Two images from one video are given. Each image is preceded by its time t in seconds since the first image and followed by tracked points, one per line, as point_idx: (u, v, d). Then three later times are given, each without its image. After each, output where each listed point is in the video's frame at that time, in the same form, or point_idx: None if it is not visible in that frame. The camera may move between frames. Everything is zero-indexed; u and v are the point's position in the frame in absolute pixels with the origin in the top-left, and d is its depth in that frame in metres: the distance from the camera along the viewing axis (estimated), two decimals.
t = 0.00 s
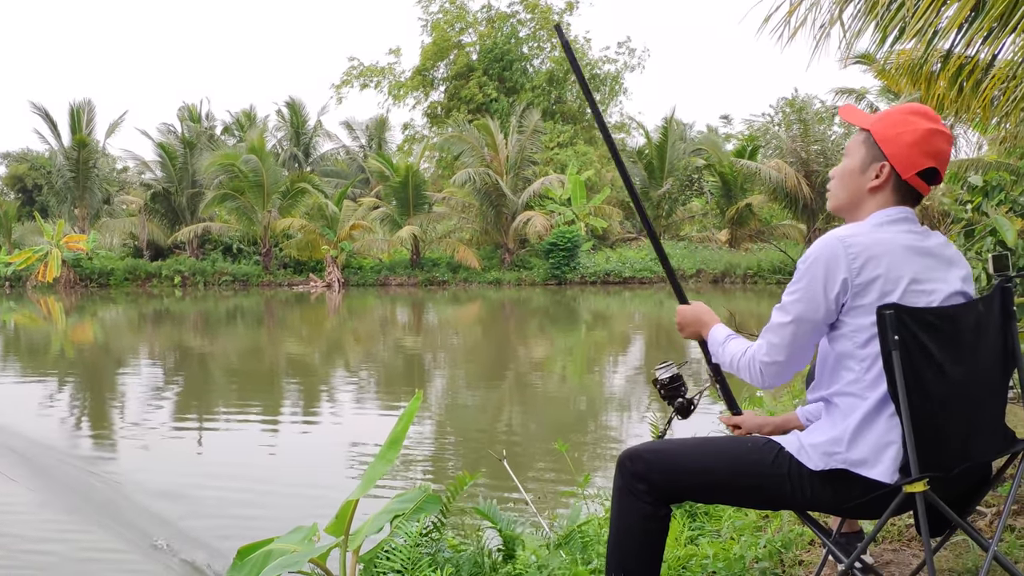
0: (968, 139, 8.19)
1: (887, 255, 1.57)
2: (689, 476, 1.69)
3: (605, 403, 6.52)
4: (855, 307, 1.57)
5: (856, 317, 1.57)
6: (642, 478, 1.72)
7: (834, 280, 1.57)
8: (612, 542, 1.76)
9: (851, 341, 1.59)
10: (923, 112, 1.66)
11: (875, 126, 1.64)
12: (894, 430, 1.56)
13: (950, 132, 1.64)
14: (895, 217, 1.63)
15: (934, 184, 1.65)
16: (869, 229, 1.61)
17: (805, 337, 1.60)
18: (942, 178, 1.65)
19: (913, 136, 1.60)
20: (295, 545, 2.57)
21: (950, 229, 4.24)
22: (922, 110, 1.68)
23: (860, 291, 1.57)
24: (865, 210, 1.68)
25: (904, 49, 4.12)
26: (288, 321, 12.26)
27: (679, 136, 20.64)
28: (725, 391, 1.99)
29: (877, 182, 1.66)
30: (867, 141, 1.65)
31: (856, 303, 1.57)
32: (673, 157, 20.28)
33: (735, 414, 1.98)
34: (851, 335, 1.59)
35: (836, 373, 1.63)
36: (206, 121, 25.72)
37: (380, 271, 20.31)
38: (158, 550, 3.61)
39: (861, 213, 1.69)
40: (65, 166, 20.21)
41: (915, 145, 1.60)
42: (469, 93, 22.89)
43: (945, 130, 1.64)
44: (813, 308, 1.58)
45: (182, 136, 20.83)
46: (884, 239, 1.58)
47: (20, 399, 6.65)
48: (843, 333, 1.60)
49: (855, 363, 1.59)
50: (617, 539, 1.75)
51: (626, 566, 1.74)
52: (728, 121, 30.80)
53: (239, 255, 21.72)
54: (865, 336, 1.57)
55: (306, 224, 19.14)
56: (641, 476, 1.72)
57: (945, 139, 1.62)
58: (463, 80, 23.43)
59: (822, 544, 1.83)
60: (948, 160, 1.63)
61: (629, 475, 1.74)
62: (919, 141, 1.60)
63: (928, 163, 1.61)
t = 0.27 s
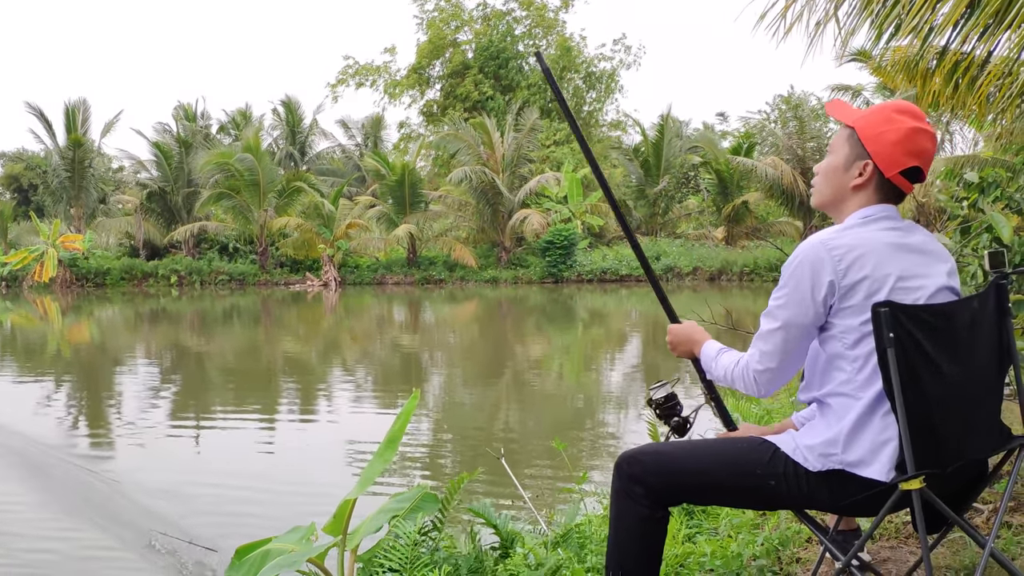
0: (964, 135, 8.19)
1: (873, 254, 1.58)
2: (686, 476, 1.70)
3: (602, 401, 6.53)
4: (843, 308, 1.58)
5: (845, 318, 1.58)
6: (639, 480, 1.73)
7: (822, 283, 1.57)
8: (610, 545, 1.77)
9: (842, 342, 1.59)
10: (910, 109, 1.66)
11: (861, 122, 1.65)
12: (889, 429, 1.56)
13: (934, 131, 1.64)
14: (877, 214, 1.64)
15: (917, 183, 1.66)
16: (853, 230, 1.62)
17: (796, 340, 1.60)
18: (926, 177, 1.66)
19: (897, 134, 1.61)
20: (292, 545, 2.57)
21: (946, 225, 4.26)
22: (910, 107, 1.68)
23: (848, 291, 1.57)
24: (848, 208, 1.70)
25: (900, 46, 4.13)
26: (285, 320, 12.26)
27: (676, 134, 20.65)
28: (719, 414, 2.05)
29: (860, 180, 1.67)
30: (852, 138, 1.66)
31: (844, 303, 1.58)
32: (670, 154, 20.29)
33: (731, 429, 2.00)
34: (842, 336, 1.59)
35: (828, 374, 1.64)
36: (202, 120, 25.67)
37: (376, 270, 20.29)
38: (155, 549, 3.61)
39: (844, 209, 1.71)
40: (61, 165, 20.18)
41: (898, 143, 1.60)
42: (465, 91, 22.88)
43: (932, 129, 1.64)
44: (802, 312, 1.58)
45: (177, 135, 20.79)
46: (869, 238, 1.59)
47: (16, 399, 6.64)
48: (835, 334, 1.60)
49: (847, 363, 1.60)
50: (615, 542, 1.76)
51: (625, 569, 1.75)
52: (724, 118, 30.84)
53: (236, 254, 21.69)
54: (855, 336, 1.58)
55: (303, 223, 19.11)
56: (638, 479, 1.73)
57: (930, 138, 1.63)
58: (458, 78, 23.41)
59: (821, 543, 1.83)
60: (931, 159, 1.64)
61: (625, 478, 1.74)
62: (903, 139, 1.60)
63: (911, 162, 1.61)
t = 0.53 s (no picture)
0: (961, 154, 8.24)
1: (864, 275, 1.60)
2: (687, 498, 1.71)
3: (603, 421, 6.54)
4: (837, 331, 1.60)
5: (840, 342, 1.60)
6: (640, 504, 1.74)
7: (815, 306, 1.59)
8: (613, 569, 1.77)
9: (838, 363, 1.61)
10: (898, 127, 1.69)
11: (850, 142, 1.68)
12: (890, 450, 1.58)
13: (922, 149, 1.67)
14: (868, 234, 1.67)
15: (907, 202, 1.69)
16: (842, 252, 1.64)
17: (792, 364, 1.62)
18: (915, 195, 1.69)
19: (887, 154, 1.63)
20: (291, 568, 2.57)
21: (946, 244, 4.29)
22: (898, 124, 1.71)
23: (843, 313, 1.59)
24: (837, 227, 1.73)
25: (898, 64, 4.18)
26: (286, 339, 12.28)
27: (674, 153, 20.78)
28: (722, 446, 2.01)
29: (849, 201, 1.71)
30: (841, 158, 1.69)
31: (838, 326, 1.60)
32: (668, 174, 20.41)
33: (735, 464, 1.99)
34: (838, 358, 1.61)
35: (825, 397, 1.66)
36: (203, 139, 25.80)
37: (377, 288, 20.32)
38: (155, 569, 3.61)
39: (834, 229, 1.74)
40: (64, 185, 20.23)
41: (887, 163, 1.63)
42: (464, 110, 23.02)
43: (920, 147, 1.67)
44: (797, 336, 1.60)
45: (179, 155, 20.90)
46: (859, 260, 1.61)
47: (17, 418, 6.65)
48: (832, 357, 1.62)
49: (844, 385, 1.62)
50: (617, 567, 1.76)
51: None
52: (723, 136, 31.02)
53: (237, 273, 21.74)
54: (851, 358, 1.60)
55: (304, 242, 19.15)
56: (639, 502, 1.74)
57: (918, 156, 1.66)
58: (458, 97, 23.56)
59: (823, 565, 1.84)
60: (920, 177, 1.67)
61: (627, 502, 1.75)
62: (891, 159, 1.63)
63: (900, 182, 1.64)
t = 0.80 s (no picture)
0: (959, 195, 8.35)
1: (860, 319, 1.62)
2: (692, 539, 1.73)
3: (607, 462, 6.53)
4: (836, 375, 1.62)
5: (841, 385, 1.61)
6: (645, 545, 1.75)
7: (812, 352, 1.61)
8: None
9: (839, 406, 1.62)
10: (888, 172, 1.73)
11: (841, 189, 1.72)
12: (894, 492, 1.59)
13: (912, 193, 1.70)
14: (863, 277, 1.69)
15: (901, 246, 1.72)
16: (838, 297, 1.66)
17: (793, 411, 1.63)
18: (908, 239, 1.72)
19: (878, 200, 1.67)
20: None
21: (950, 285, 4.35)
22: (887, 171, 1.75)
23: (842, 357, 1.61)
24: (833, 272, 1.75)
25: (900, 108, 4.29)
26: (290, 381, 12.30)
27: (676, 196, 20.99)
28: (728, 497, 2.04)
29: (843, 245, 1.73)
30: (833, 204, 1.73)
31: (836, 371, 1.61)
32: (670, 217, 20.60)
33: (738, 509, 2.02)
34: (839, 401, 1.62)
35: (827, 440, 1.67)
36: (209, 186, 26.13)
37: (380, 330, 20.36)
38: None
39: (830, 274, 1.76)
40: (71, 231, 20.44)
41: (879, 209, 1.67)
42: (467, 155, 23.33)
43: (910, 192, 1.71)
44: (796, 381, 1.62)
45: (186, 201, 21.15)
46: (855, 304, 1.63)
47: (22, 461, 6.66)
48: (833, 401, 1.63)
49: (846, 429, 1.63)
50: None
51: None
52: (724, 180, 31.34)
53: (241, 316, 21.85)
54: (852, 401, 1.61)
55: (307, 285, 19.27)
56: (644, 544, 1.75)
57: (909, 201, 1.69)
58: (460, 143, 23.88)
59: None
60: (912, 222, 1.71)
61: (631, 543, 1.76)
62: (884, 204, 1.67)
63: (893, 226, 1.68)
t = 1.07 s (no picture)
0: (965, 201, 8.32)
1: (862, 326, 1.61)
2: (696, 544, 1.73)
3: (612, 470, 6.52)
4: (840, 382, 1.61)
5: (844, 394, 1.60)
6: (651, 551, 1.76)
7: (815, 360, 1.60)
8: None
9: (843, 412, 1.61)
10: (889, 181, 1.73)
11: (841, 197, 1.72)
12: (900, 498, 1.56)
13: (912, 202, 1.71)
14: (865, 284, 1.68)
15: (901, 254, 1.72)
16: (840, 306, 1.65)
17: (796, 420, 1.63)
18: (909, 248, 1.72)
19: (880, 208, 1.67)
20: None
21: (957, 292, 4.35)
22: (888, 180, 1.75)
23: (844, 364, 1.60)
24: (834, 281, 1.74)
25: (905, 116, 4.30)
26: (295, 390, 12.31)
27: (681, 205, 21.00)
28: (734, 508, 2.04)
29: (844, 253, 1.73)
30: (832, 211, 1.73)
31: (841, 379, 1.60)
32: (675, 226, 20.61)
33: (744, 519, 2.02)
34: (844, 408, 1.61)
35: (831, 447, 1.65)
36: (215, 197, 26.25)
37: (384, 339, 20.30)
38: None
39: (830, 283, 1.75)
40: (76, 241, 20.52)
41: (880, 217, 1.67)
42: (471, 165, 23.38)
43: (910, 201, 1.71)
44: (798, 390, 1.62)
45: (191, 211, 21.22)
46: (858, 311, 1.62)
47: (28, 469, 6.68)
48: (837, 409, 1.62)
49: (851, 436, 1.61)
50: None
51: None
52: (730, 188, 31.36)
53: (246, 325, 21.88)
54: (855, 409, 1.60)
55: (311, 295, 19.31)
56: (650, 549, 1.76)
57: (910, 209, 1.69)
58: (465, 153, 23.90)
59: None
60: (912, 230, 1.71)
61: (638, 549, 1.78)
62: (885, 212, 1.67)
63: (893, 235, 1.68)
